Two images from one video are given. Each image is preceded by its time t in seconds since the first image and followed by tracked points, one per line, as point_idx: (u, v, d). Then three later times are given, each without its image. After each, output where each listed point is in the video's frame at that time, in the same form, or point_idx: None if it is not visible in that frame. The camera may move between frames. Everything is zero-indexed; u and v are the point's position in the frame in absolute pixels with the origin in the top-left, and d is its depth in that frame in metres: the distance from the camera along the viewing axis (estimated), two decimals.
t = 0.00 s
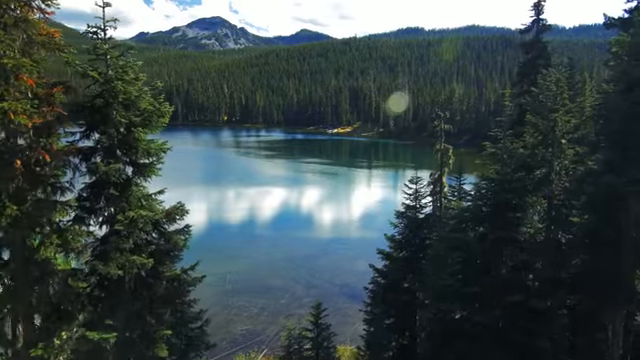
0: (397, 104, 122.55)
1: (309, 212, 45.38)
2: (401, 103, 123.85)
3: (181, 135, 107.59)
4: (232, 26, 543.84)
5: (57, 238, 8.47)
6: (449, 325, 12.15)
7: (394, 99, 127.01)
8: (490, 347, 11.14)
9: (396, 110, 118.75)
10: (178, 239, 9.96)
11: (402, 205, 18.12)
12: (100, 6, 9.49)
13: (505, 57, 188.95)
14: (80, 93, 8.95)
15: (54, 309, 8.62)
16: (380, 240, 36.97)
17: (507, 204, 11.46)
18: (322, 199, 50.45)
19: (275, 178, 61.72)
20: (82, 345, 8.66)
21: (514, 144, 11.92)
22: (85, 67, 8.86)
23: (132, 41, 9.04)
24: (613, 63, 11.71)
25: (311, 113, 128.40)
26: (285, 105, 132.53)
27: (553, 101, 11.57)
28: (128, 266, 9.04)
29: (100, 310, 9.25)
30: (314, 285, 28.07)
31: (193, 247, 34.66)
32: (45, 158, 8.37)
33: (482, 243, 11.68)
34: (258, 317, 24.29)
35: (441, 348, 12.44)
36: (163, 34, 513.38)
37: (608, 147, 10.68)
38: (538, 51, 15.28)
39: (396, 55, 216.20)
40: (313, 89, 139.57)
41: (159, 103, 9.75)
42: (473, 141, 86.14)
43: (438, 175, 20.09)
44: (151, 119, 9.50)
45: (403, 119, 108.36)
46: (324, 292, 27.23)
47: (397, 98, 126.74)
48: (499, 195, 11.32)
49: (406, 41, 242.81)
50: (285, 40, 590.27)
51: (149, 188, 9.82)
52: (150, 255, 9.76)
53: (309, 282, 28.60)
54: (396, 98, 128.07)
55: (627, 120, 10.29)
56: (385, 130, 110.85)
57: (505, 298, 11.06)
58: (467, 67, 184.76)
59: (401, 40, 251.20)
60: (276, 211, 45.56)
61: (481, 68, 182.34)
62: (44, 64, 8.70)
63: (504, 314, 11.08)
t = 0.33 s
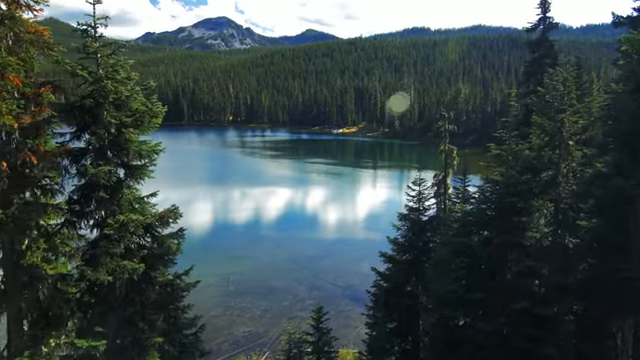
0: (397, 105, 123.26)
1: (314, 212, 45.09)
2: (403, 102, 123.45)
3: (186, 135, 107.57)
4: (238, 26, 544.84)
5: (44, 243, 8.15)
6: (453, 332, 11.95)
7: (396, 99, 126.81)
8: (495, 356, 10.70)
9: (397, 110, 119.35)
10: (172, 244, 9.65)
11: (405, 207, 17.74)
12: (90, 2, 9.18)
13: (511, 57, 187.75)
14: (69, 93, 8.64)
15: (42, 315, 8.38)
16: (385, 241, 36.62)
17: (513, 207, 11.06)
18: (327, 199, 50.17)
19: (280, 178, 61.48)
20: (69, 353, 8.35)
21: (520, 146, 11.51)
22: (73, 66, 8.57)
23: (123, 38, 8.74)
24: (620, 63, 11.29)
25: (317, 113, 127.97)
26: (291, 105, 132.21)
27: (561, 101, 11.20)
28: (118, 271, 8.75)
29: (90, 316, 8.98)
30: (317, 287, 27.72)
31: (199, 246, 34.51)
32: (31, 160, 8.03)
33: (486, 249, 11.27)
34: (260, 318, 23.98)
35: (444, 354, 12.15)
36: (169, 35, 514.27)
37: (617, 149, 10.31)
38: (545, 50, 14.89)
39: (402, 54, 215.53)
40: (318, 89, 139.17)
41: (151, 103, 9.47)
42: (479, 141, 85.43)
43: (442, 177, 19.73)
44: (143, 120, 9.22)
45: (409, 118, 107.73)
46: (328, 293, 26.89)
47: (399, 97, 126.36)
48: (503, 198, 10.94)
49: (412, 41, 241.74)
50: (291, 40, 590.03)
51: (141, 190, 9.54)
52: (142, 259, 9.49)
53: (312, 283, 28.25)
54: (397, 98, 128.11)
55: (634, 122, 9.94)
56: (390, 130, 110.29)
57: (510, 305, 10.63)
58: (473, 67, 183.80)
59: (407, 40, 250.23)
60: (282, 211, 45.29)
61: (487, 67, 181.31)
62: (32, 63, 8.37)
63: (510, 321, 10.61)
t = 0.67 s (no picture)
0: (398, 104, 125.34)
1: (323, 212, 44.69)
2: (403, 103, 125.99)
3: (196, 135, 107.83)
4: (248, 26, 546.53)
5: (35, 247, 7.92)
6: (461, 340, 11.51)
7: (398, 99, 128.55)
8: None
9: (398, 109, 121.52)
10: (169, 248, 9.42)
11: (412, 209, 17.35)
12: None
13: (523, 57, 186.16)
14: (63, 93, 8.40)
15: (33, 321, 8.09)
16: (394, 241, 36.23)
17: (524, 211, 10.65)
18: (337, 199, 49.84)
19: (290, 178, 61.25)
20: None
21: (531, 147, 11.06)
22: (68, 64, 8.29)
23: (120, 37, 8.50)
24: (636, 62, 10.77)
25: (326, 113, 127.64)
26: (300, 106, 132.07)
27: (574, 101, 10.77)
28: (113, 275, 8.53)
29: (85, 321, 8.76)
30: (324, 288, 27.37)
31: (208, 246, 34.32)
32: (23, 161, 7.73)
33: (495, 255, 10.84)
34: (266, 320, 23.66)
35: None
36: (180, 35, 516.70)
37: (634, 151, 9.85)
38: (557, 48, 14.44)
39: (412, 54, 214.67)
40: (328, 89, 138.85)
41: (149, 103, 9.24)
42: (490, 142, 84.64)
43: (450, 178, 19.31)
44: (140, 120, 9.00)
45: (419, 118, 106.97)
46: (335, 295, 26.55)
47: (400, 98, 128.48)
48: (513, 202, 10.51)
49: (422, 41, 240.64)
50: (301, 40, 590.18)
51: (138, 192, 9.34)
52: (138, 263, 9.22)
53: (319, 285, 27.91)
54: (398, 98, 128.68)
55: None
56: (400, 130, 109.60)
57: (521, 314, 10.18)
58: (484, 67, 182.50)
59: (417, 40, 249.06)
60: (291, 211, 45.03)
61: (498, 67, 179.96)
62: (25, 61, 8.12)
63: (519, 330, 10.16)
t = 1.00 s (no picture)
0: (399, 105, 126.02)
1: (331, 213, 44.35)
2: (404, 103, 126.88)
3: (205, 135, 108.02)
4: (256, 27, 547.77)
5: (25, 250, 7.63)
6: (466, 348, 11.12)
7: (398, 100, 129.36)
8: None
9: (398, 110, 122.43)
10: (163, 252, 9.16)
11: (418, 211, 16.97)
12: None
13: (532, 57, 184.71)
14: (55, 92, 8.04)
15: (22, 327, 7.72)
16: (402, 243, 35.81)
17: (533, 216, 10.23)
18: (344, 200, 49.50)
19: (297, 179, 60.99)
20: None
21: (541, 148, 10.62)
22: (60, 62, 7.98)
23: (113, 34, 8.24)
24: None
25: (334, 113, 127.34)
26: (308, 106, 131.88)
27: (586, 101, 10.34)
28: (106, 280, 8.25)
29: (76, 327, 8.52)
30: (330, 290, 27.04)
31: (215, 247, 34.16)
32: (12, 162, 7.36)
33: (503, 262, 10.41)
34: (271, 322, 23.33)
35: None
36: (189, 36, 518.83)
37: None
38: (568, 47, 13.99)
39: (420, 54, 213.76)
40: (336, 89, 138.53)
41: (143, 102, 8.96)
42: (498, 142, 83.82)
43: (457, 180, 18.90)
44: (133, 120, 8.70)
45: (427, 119, 106.28)
46: (340, 297, 26.21)
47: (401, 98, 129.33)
48: (522, 207, 10.06)
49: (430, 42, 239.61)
50: (309, 41, 590.17)
51: (132, 194, 9.05)
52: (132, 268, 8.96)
53: (325, 286, 27.58)
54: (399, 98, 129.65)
55: None
56: (408, 130, 108.97)
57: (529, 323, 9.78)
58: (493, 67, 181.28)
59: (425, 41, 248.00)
60: (298, 211, 44.73)
61: (507, 68, 178.59)
62: (14, 57, 7.79)
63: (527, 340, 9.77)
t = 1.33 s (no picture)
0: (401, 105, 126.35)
1: (337, 213, 43.99)
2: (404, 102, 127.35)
3: (211, 135, 108.02)
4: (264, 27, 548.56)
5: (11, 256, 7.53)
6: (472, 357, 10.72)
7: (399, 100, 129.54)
8: None
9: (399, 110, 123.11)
10: (157, 256, 8.82)
11: (424, 214, 16.57)
12: None
13: (540, 57, 183.42)
14: (45, 90, 7.72)
15: (10, 334, 7.71)
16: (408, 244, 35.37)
17: (543, 221, 9.80)
18: (350, 200, 49.16)
19: (304, 179, 60.72)
20: None
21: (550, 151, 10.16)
22: (49, 61, 7.72)
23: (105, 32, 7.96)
24: None
25: (341, 113, 126.96)
26: (315, 106, 131.65)
27: (599, 102, 9.79)
28: (95, 287, 7.93)
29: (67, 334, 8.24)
30: (334, 292, 26.67)
31: (223, 246, 33.97)
32: None
33: (510, 269, 10.02)
34: (275, 323, 22.98)
35: None
36: (196, 36, 520.39)
37: None
38: (579, 45, 13.57)
39: (428, 54, 212.94)
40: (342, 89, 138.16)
41: (137, 102, 8.64)
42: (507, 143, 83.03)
43: (464, 182, 18.52)
44: (127, 121, 8.38)
45: (435, 119, 105.64)
46: (345, 299, 25.82)
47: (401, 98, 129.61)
48: (531, 212, 9.68)
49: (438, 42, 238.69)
50: (316, 41, 589.94)
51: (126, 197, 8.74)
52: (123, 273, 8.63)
53: (329, 288, 27.21)
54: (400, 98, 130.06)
55: None
56: (416, 130, 108.35)
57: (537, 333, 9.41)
58: (501, 67, 180.11)
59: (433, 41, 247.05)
60: (304, 211, 44.44)
61: (515, 68, 177.34)
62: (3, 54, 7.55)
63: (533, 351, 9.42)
